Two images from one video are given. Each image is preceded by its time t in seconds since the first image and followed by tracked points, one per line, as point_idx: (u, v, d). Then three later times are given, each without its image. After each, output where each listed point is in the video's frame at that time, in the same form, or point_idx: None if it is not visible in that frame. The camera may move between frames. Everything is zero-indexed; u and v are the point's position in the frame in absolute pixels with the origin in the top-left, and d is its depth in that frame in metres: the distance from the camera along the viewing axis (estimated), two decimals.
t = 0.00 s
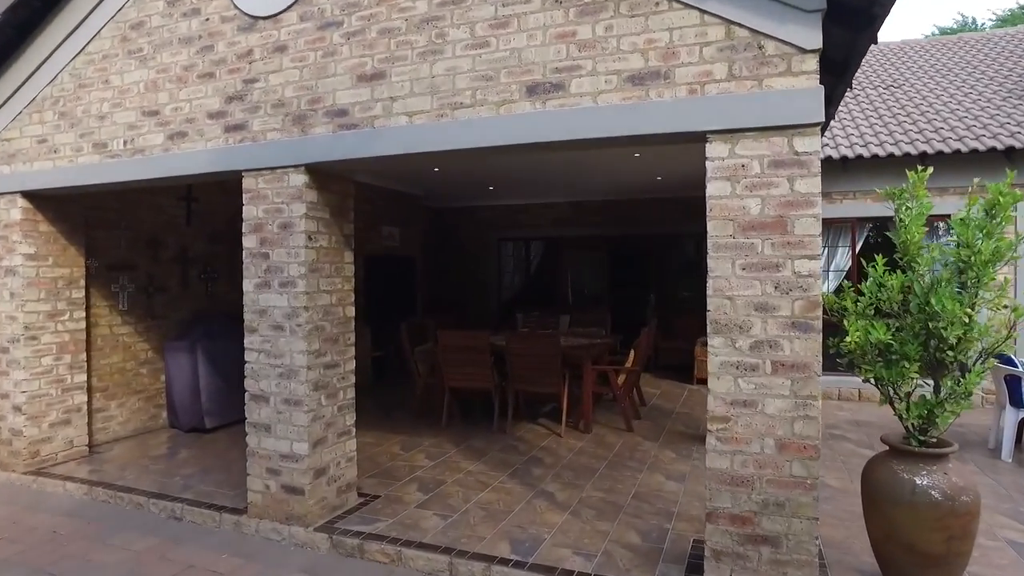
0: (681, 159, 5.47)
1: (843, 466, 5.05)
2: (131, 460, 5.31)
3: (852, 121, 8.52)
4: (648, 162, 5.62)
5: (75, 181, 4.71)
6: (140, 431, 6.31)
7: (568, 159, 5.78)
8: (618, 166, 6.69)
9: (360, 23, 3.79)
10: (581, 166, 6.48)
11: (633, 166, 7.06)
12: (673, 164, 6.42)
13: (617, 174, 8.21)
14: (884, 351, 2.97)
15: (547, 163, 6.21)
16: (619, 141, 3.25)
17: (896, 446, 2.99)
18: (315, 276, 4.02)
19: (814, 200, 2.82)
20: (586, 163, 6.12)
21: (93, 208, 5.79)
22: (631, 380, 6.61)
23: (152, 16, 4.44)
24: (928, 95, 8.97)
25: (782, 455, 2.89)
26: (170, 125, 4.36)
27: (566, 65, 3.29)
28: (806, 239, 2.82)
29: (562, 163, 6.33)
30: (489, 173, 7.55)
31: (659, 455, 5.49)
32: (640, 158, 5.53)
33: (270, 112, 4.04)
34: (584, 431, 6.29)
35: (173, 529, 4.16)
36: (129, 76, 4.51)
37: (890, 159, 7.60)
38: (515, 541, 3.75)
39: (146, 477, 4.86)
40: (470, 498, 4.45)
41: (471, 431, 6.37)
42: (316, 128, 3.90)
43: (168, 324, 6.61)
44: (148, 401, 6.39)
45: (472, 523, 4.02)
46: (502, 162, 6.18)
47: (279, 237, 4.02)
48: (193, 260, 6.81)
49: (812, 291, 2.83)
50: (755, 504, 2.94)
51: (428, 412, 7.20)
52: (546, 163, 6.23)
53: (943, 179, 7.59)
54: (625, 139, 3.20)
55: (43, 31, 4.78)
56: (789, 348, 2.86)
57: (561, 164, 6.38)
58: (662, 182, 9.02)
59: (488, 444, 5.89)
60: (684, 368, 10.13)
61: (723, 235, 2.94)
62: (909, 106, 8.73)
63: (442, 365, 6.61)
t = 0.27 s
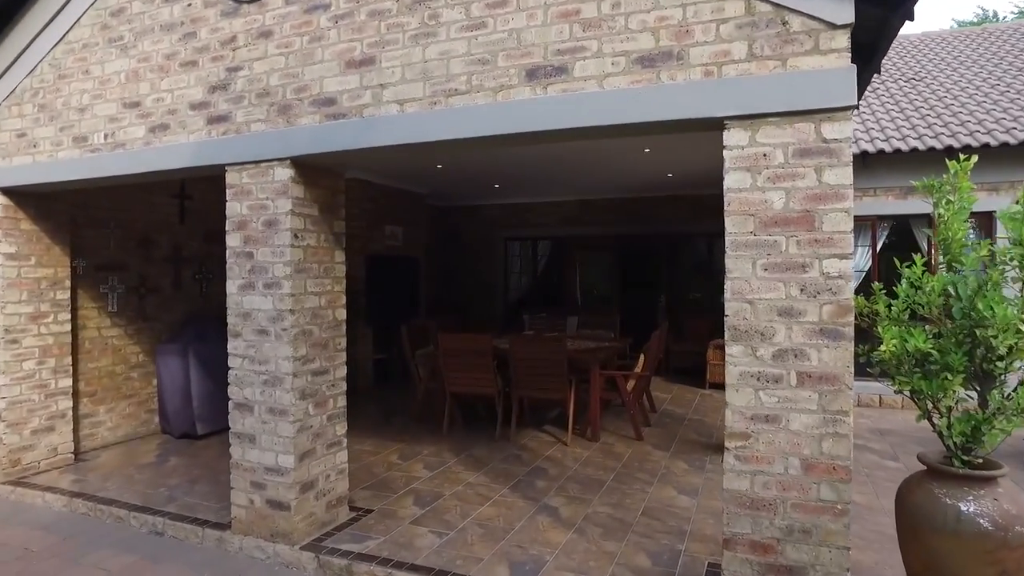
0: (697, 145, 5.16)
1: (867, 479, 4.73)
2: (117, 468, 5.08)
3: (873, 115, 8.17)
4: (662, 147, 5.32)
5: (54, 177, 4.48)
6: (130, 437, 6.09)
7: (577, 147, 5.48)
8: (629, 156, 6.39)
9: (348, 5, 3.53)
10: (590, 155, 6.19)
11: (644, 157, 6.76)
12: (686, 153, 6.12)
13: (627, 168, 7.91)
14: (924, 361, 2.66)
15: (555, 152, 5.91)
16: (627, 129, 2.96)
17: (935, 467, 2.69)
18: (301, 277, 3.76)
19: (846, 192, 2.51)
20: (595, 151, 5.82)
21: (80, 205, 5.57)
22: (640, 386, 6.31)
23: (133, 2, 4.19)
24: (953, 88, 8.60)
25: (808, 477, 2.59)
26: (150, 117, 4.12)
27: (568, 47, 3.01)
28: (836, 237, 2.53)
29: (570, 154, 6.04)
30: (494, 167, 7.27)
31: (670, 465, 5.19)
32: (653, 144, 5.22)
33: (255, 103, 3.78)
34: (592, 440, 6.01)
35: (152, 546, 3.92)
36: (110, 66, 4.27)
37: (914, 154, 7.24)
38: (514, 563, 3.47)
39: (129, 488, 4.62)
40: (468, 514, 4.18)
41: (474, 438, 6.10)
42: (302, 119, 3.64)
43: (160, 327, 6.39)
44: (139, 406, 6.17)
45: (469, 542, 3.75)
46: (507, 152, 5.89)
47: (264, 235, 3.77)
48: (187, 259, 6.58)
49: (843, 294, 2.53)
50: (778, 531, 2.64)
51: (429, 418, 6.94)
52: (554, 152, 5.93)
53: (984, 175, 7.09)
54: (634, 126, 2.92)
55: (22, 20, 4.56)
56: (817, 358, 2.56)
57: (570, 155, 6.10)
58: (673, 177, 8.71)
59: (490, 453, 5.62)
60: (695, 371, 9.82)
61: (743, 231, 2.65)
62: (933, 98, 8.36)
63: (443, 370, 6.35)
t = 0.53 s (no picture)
0: (710, 125, 4.87)
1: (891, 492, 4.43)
2: (99, 476, 4.86)
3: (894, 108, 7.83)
4: (673, 128, 5.04)
5: (30, 171, 4.26)
6: (118, 443, 5.87)
7: (583, 132, 5.21)
8: (636, 143, 6.12)
9: None
10: (596, 143, 5.91)
11: (653, 146, 6.48)
12: (697, 138, 5.84)
13: (634, 161, 7.63)
14: (973, 371, 2.35)
15: (559, 139, 5.64)
16: (635, 113, 2.70)
17: (978, 489, 2.41)
18: (283, 276, 3.52)
19: (881, 179, 2.23)
20: (602, 138, 5.55)
21: (64, 201, 5.35)
22: (648, 392, 6.03)
23: None
24: (976, 80, 8.24)
25: (837, 501, 2.30)
26: (127, 106, 3.88)
27: (571, 23, 2.74)
28: (868, 231, 2.25)
29: (576, 141, 5.77)
30: (497, 160, 7.01)
31: (680, 475, 4.91)
32: (663, 126, 4.95)
33: (235, 89, 3.54)
34: (598, 447, 5.73)
35: (127, 562, 3.68)
36: (86, 53, 4.04)
37: (938, 147, 6.90)
38: None
39: (109, 498, 4.39)
40: (464, 529, 3.92)
41: (474, 445, 5.84)
42: (285, 106, 3.39)
43: (150, 328, 6.17)
44: (127, 411, 5.95)
45: (464, 561, 3.49)
46: (510, 139, 5.63)
47: (244, 232, 3.53)
48: (178, 258, 6.36)
49: (878, 296, 2.24)
50: (803, 559, 2.35)
51: (429, 423, 6.69)
52: (559, 140, 5.66)
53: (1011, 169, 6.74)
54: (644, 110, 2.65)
55: None
56: (847, 368, 2.28)
57: (576, 143, 5.83)
58: (683, 172, 8.43)
59: (490, 461, 5.35)
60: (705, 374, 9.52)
61: (763, 225, 2.38)
62: (956, 90, 8.01)
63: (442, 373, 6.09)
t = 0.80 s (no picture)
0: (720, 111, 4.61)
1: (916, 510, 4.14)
2: (78, 488, 4.63)
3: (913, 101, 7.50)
4: (680, 114, 4.77)
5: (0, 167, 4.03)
6: (103, 451, 5.64)
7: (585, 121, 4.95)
8: (643, 135, 5.86)
9: None
10: (600, 134, 5.65)
11: (660, 139, 6.22)
12: (706, 129, 5.57)
13: (641, 157, 7.36)
14: None
15: (562, 129, 5.38)
16: (642, 99, 2.43)
17: None
18: (263, 279, 3.27)
19: (921, 171, 1.95)
20: (606, 127, 5.29)
21: (44, 199, 5.13)
22: (656, 399, 5.75)
23: None
24: (999, 73, 7.91)
25: (870, 536, 2.02)
26: (99, 98, 3.64)
27: None
28: (906, 229, 1.97)
29: (579, 132, 5.51)
30: (498, 154, 6.76)
31: (689, 489, 4.64)
32: (670, 113, 4.68)
33: (211, 79, 3.29)
34: (602, 458, 5.47)
35: None
36: (58, 41, 3.80)
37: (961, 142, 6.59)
38: None
39: (85, 513, 4.16)
40: (458, 549, 3.67)
41: (472, 455, 5.59)
42: (263, 96, 3.15)
43: (137, 331, 5.95)
44: (113, 418, 5.72)
45: None
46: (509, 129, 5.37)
47: (220, 231, 3.28)
48: (167, 259, 6.13)
49: (917, 303, 1.96)
50: None
51: (427, 430, 6.44)
52: (561, 130, 5.40)
53: None
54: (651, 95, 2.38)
55: None
56: (882, 385, 2.00)
57: (579, 133, 5.56)
58: (691, 168, 8.15)
59: (489, 473, 5.10)
60: (714, 378, 9.24)
61: (785, 223, 2.11)
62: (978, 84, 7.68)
63: (440, 379, 5.85)
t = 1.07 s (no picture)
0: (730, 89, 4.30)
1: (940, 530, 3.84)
2: (48, 502, 4.37)
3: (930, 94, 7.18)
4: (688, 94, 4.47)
5: None
6: (81, 460, 5.39)
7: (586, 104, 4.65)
8: (648, 124, 5.58)
9: None
10: (605, 121, 5.36)
11: (666, 130, 5.96)
12: (715, 116, 5.28)
13: (646, 152, 7.07)
14: None
15: (562, 115, 5.09)
16: (645, 78, 2.15)
17: None
18: (231, 282, 3.00)
19: (974, 157, 1.67)
20: (611, 112, 4.99)
21: (16, 196, 4.88)
22: (661, 407, 5.47)
23: None
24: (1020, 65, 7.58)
25: None
26: (59, 86, 3.37)
27: None
28: (955, 226, 1.68)
29: (581, 117, 5.21)
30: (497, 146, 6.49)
31: (695, 505, 4.36)
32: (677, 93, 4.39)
33: (174, 63, 3.02)
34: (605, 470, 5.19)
35: None
36: (17, 25, 3.54)
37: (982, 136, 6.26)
38: None
39: (51, 530, 3.90)
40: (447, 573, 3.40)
41: (468, 466, 5.32)
42: (229, 82, 2.87)
43: (118, 334, 5.70)
44: (92, 426, 5.47)
45: None
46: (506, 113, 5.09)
47: (186, 230, 3.02)
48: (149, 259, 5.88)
49: (967, 314, 1.67)
50: None
51: (422, 438, 6.17)
52: (562, 115, 5.11)
53: None
54: (655, 74, 2.10)
55: None
56: (925, 409, 1.71)
57: (581, 119, 5.26)
58: (698, 164, 7.86)
59: (484, 486, 4.83)
60: (721, 382, 8.94)
61: (810, 220, 1.82)
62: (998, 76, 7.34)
63: (433, 386, 5.58)
